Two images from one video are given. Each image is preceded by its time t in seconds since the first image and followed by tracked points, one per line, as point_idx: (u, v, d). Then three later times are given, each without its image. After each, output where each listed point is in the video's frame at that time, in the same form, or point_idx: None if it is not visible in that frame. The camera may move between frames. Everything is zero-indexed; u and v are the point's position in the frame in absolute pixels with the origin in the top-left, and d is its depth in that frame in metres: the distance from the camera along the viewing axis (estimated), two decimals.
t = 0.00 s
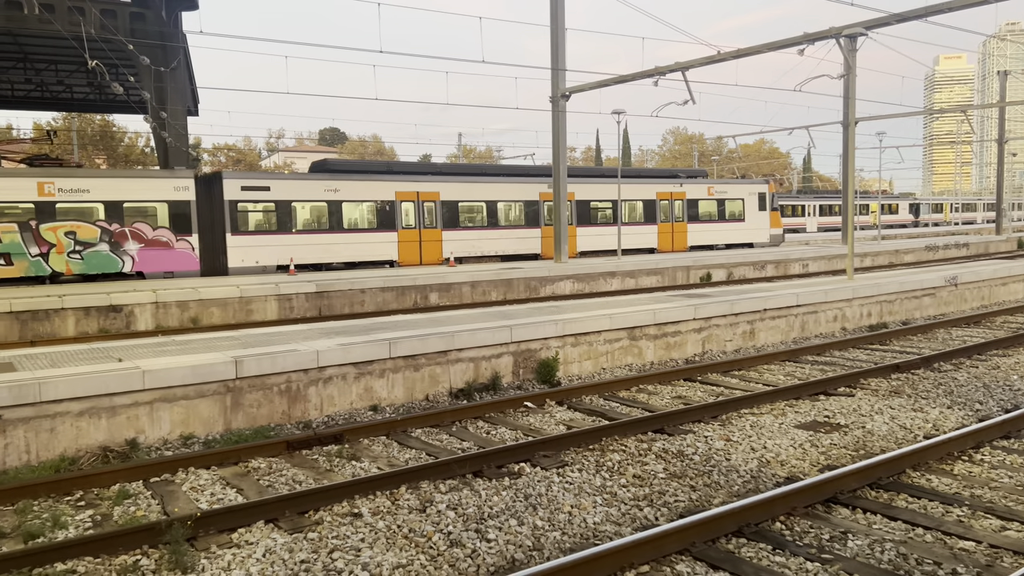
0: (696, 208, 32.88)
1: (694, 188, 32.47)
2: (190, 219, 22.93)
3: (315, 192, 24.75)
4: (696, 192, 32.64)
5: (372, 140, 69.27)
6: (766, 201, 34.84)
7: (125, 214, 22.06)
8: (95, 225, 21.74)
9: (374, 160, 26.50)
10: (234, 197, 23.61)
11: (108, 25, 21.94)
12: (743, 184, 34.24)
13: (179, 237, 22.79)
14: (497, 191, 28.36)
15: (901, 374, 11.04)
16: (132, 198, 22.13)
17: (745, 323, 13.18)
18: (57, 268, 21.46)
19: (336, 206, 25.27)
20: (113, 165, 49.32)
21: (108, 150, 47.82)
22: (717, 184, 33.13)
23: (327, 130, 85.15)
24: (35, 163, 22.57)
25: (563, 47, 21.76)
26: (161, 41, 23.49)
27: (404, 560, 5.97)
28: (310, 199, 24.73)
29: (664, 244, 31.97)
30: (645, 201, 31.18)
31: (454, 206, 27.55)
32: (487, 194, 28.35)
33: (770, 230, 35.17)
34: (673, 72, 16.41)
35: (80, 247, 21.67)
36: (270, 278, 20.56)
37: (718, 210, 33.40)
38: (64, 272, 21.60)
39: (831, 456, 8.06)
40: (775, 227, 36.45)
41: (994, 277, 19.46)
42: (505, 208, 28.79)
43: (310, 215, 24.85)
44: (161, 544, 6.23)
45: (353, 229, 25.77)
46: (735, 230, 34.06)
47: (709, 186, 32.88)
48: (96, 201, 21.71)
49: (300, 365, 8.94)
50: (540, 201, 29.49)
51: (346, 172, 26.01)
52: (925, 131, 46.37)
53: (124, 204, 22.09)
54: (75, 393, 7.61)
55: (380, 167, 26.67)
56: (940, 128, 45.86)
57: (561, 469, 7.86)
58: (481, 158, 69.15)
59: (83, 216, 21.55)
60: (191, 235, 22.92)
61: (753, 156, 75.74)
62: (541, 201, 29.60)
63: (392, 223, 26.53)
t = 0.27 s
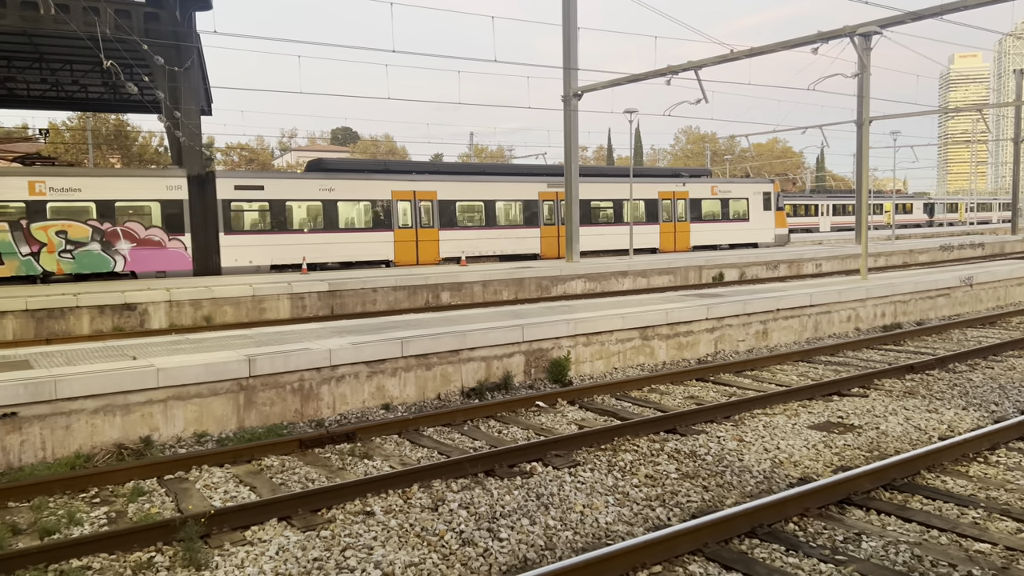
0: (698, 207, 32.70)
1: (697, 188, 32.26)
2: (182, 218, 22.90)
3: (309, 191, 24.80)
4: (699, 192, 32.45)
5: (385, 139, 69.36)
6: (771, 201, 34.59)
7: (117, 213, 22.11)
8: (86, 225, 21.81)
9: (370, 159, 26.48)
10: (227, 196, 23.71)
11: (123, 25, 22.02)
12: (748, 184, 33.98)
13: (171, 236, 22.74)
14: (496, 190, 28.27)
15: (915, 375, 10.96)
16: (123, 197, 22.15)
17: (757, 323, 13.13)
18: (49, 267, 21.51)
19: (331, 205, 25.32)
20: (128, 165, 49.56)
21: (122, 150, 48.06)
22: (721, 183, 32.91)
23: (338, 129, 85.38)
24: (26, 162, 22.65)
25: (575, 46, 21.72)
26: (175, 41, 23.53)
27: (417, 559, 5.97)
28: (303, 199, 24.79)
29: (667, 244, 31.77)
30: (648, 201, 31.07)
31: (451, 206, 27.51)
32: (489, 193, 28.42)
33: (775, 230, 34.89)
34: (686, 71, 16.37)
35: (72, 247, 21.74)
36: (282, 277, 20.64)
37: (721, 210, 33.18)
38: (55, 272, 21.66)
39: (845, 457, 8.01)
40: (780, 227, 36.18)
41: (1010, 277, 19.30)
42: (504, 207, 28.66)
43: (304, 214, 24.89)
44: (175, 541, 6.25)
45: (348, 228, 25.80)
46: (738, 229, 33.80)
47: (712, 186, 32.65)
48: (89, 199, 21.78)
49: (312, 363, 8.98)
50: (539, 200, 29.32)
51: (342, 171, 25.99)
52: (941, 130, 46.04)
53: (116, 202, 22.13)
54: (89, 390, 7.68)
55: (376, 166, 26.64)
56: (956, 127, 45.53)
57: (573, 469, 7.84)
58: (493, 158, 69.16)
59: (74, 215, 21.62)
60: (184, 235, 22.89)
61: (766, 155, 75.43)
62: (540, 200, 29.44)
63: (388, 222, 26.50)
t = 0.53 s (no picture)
0: (700, 207, 32.48)
1: (698, 187, 32.03)
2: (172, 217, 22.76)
3: (303, 190, 24.43)
4: (701, 191, 32.21)
5: (396, 138, 69.40)
6: (775, 201, 34.25)
7: (108, 211, 22.08)
8: (77, 224, 21.79)
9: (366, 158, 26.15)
10: (220, 195, 23.39)
11: (137, 24, 22.11)
12: (751, 183, 33.65)
13: (162, 235, 22.66)
14: (494, 189, 27.99)
15: (929, 376, 10.89)
16: (117, 195, 22.18)
17: (769, 323, 13.08)
18: (39, 267, 21.52)
19: (325, 205, 24.97)
20: (141, 164, 49.77)
21: (136, 149, 48.28)
22: (723, 182, 32.60)
23: (350, 129, 85.57)
24: (18, 161, 22.63)
25: (587, 45, 21.68)
26: (187, 40, 23.61)
27: (428, 557, 5.97)
28: (298, 198, 24.42)
29: (669, 244, 31.59)
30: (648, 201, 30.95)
31: (448, 205, 27.21)
32: (490, 193, 28.17)
33: (779, 230, 34.51)
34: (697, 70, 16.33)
35: (62, 246, 21.74)
36: (293, 276, 20.72)
37: (724, 210, 32.87)
38: (46, 271, 21.67)
39: (858, 458, 7.97)
40: (785, 227, 35.83)
41: None
42: (502, 207, 28.35)
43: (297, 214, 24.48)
44: (188, 538, 6.27)
45: (344, 228, 25.47)
46: (741, 230, 33.49)
47: (715, 185, 32.38)
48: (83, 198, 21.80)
49: (324, 361, 9.01)
50: (538, 199, 28.97)
51: (338, 169, 25.65)
52: (955, 129, 45.74)
53: (107, 201, 22.11)
54: (103, 387, 7.74)
55: (373, 164, 26.32)
56: (970, 127, 45.22)
57: (584, 468, 7.83)
58: (504, 157, 69.13)
59: (65, 213, 21.61)
60: (174, 234, 22.78)
61: (778, 155, 75.14)
62: (540, 200, 29.08)
63: (383, 222, 26.10)
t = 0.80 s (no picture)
0: (702, 207, 32.11)
1: (700, 187, 31.73)
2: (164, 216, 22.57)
3: (296, 189, 24.27)
4: (702, 190, 31.91)
5: (407, 137, 69.48)
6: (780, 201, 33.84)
7: (99, 210, 22.00)
8: (67, 223, 21.72)
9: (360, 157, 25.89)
10: (212, 193, 23.31)
11: (149, 24, 22.26)
12: (755, 183, 33.21)
13: (154, 234, 22.54)
14: (492, 188, 27.67)
15: (942, 377, 10.82)
16: (106, 194, 22.07)
17: (781, 324, 13.02)
18: (29, 265, 21.50)
19: (319, 204, 24.74)
20: (154, 163, 50.01)
21: (148, 147, 48.50)
22: (726, 182, 32.21)
23: (360, 128, 85.74)
24: (10, 159, 22.23)
25: (598, 44, 21.66)
26: (199, 40, 23.66)
27: (439, 556, 5.97)
28: (291, 197, 24.28)
29: (669, 243, 31.29)
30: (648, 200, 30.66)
31: (444, 204, 26.88)
32: (490, 189, 27.79)
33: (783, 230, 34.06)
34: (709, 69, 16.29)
35: (53, 245, 21.68)
36: (304, 275, 20.77)
37: (726, 209, 32.45)
38: (36, 269, 21.63)
39: (871, 460, 7.92)
40: (790, 228, 35.40)
41: None
42: (500, 206, 27.96)
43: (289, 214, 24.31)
44: (200, 535, 6.30)
45: (339, 227, 25.22)
46: (743, 230, 33.02)
47: (717, 185, 32.03)
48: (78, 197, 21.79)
49: (335, 360, 9.03)
50: (537, 198, 28.55)
51: (331, 169, 25.37)
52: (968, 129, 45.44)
53: (98, 200, 22.02)
54: (116, 385, 7.79)
55: (368, 164, 26.05)
56: (984, 126, 44.91)
57: (594, 468, 7.81)
58: (514, 156, 69.10)
59: (55, 212, 21.53)
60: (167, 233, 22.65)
61: (790, 155, 74.83)
62: (539, 199, 28.63)
63: (378, 220, 25.81)
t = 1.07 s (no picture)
0: (704, 206, 31.89)
1: (701, 186, 31.51)
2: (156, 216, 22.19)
3: (290, 188, 23.89)
4: (704, 190, 31.71)
5: (417, 137, 69.60)
6: (783, 201, 33.56)
7: (90, 209, 21.45)
8: (58, 221, 21.17)
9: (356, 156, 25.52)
10: (204, 192, 22.82)
11: (162, 24, 22.38)
12: (757, 183, 33.03)
13: (146, 233, 22.07)
14: (489, 187, 27.40)
15: (955, 378, 10.75)
16: (102, 194, 21.59)
17: (792, 324, 12.97)
18: (19, 264, 21.00)
19: (314, 203, 24.41)
20: (166, 162, 50.26)
21: (160, 147, 48.75)
22: (728, 181, 32.05)
23: (370, 128, 85.96)
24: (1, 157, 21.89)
25: (609, 43, 21.63)
26: (211, 40, 23.80)
27: (450, 555, 5.97)
28: (285, 196, 23.87)
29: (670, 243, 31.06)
30: (649, 199, 30.44)
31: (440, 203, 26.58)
32: (490, 189, 27.56)
33: (787, 230, 33.77)
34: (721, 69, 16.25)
35: (43, 243, 21.16)
36: (315, 274, 20.82)
37: (729, 209, 32.25)
38: (26, 268, 21.12)
39: (882, 461, 7.88)
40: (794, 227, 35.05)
41: None
42: (497, 206, 27.70)
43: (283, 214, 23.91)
44: (212, 533, 6.32)
45: (335, 227, 24.90)
46: (746, 230, 32.81)
47: (718, 184, 31.87)
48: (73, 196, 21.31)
49: (346, 359, 9.04)
50: (534, 198, 28.28)
51: (326, 167, 25.00)
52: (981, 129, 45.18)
53: (90, 199, 21.48)
54: (129, 383, 7.83)
55: (363, 163, 25.64)
56: (997, 126, 44.64)
57: (605, 468, 7.80)
58: (524, 156, 69.14)
59: (45, 211, 20.99)
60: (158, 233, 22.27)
61: (801, 154, 74.50)
62: (536, 198, 28.36)
63: (374, 220, 25.49)
